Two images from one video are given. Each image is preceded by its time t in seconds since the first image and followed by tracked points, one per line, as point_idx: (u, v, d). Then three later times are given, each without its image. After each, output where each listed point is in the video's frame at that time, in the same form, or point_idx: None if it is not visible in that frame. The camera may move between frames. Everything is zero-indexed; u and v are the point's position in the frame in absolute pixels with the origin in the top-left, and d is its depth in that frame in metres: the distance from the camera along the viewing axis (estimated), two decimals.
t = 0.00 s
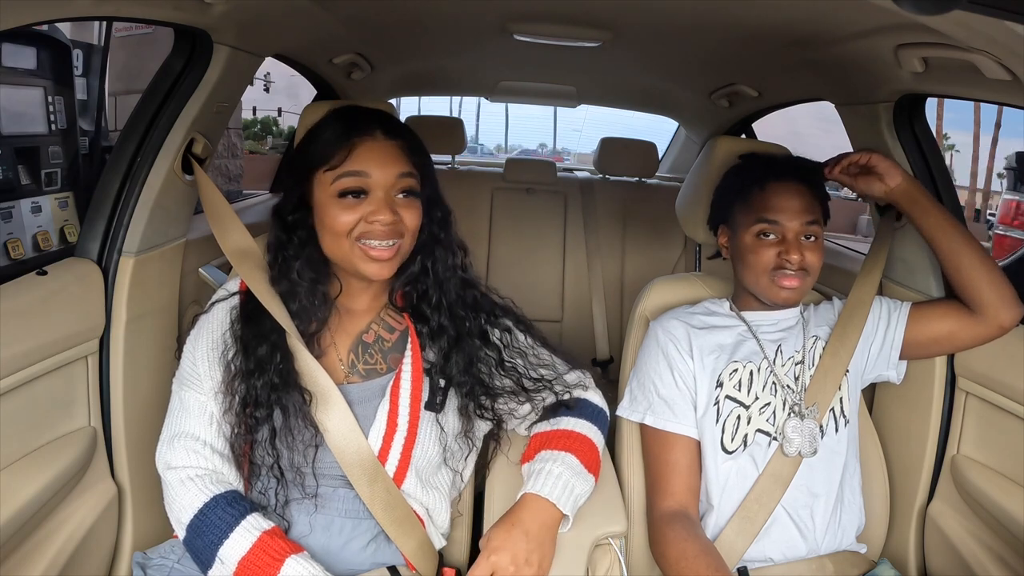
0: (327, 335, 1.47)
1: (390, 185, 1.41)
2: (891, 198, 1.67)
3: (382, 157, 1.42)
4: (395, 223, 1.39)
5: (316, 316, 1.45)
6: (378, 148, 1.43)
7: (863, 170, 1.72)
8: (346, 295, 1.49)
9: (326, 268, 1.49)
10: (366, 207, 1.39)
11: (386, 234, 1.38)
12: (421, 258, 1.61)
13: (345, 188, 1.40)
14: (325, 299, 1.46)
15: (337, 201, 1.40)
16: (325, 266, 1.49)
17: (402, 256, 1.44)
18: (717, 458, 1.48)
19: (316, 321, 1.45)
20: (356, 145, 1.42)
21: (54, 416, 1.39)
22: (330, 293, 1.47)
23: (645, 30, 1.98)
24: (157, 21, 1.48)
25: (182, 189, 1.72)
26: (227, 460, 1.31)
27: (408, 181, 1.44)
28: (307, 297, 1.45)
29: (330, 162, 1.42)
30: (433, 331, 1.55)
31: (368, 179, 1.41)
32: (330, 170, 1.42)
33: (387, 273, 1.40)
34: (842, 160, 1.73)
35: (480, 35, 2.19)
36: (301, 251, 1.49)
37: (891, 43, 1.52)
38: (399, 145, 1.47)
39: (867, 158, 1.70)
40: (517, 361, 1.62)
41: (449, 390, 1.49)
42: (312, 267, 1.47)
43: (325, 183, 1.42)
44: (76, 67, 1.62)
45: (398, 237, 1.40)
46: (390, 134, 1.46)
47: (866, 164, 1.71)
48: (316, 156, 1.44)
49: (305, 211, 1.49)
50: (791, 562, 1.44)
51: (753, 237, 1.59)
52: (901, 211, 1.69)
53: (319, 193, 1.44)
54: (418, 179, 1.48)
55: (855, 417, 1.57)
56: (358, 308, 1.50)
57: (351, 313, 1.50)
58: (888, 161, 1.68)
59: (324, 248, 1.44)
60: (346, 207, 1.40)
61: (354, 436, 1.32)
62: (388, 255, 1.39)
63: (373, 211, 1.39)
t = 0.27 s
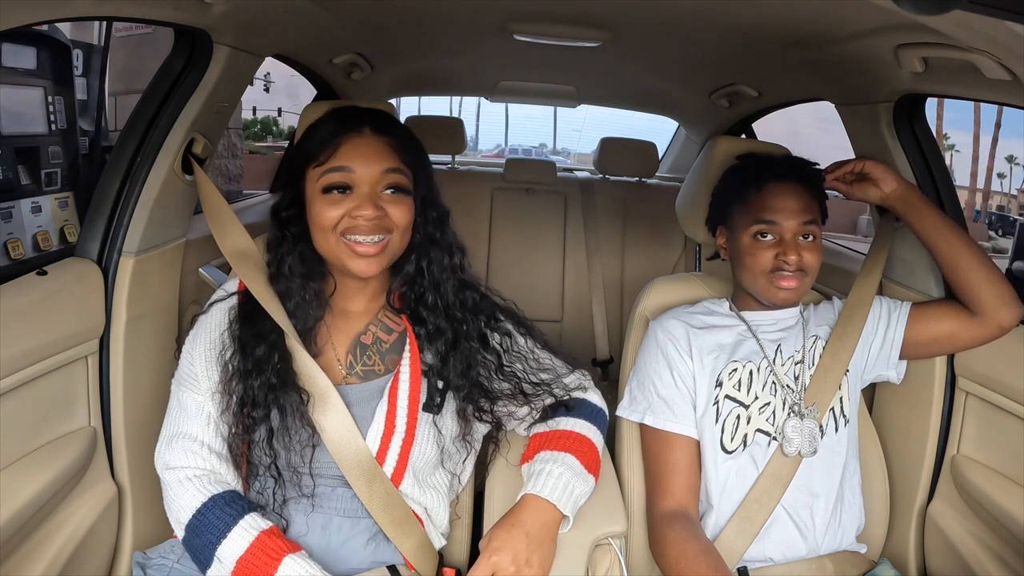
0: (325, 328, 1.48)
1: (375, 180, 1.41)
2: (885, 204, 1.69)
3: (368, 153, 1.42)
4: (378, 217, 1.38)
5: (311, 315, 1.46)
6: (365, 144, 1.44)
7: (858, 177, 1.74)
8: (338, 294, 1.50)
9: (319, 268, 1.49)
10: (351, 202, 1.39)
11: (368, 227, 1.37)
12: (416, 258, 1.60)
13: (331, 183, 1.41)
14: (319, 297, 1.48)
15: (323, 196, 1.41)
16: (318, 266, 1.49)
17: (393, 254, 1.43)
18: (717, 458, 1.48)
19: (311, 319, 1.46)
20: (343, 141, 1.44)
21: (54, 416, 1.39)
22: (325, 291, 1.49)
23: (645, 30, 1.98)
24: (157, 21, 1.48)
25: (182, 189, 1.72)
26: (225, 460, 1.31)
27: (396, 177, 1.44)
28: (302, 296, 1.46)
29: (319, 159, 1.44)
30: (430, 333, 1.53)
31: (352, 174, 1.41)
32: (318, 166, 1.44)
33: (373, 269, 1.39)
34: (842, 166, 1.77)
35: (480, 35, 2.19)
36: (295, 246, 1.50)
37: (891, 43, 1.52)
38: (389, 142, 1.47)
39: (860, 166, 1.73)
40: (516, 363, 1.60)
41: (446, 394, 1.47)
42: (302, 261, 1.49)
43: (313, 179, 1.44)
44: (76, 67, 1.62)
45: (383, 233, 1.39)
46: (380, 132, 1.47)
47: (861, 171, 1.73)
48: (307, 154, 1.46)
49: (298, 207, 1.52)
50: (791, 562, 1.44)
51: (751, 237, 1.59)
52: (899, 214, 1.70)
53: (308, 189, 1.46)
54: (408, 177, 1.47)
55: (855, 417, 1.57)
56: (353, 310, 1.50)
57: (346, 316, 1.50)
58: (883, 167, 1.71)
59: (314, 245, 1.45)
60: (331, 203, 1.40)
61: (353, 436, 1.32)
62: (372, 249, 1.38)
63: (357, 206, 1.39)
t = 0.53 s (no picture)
0: (323, 320, 1.50)
1: (356, 177, 1.41)
2: (890, 197, 1.68)
3: (352, 151, 1.43)
4: (356, 214, 1.38)
5: (301, 311, 1.48)
6: (348, 142, 1.44)
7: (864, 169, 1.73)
8: (335, 293, 1.49)
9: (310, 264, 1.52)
10: (330, 199, 1.39)
11: (346, 225, 1.37)
12: (407, 258, 1.57)
13: (313, 180, 1.42)
14: (311, 290, 1.49)
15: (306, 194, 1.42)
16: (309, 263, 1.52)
17: (376, 254, 1.42)
18: (717, 458, 1.48)
19: (303, 315, 1.48)
20: (327, 139, 1.44)
21: (54, 416, 1.39)
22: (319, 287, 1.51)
23: (645, 30, 1.98)
24: (158, 21, 1.48)
25: (182, 190, 1.72)
26: (224, 459, 1.31)
27: (378, 174, 1.43)
28: (292, 290, 1.48)
29: (308, 156, 1.45)
30: (427, 337, 1.52)
31: (333, 172, 1.41)
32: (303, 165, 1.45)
33: (353, 267, 1.38)
34: (846, 157, 1.74)
35: (480, 35, 2.19)
36: (289, 242, 1.54)
37: (891, 43, 1.52)
38: (373, 139, 1.46)
39: (868, 159, 1.71)
40: (517, 369, 1.60)
41: (444, 398, 1.47)
42: (292, 255, 1.53)
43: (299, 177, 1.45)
44: (76, 68, 1.61)
45: (362, 230, 1.38)
46: (365, 129, 1.47)
47: (867, 164, 1.72)
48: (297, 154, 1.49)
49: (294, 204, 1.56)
50: (791, 562, 1.44)
51: (750, 237, 1.59)
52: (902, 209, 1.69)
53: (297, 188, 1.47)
54: (393, 175, 1.46)
55: (855, 417, 1.57)
56: (351, 311, 1.50)
57: (344, 317, 1.50)
58: (889, 160, 1.69)
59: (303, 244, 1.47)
60: (313, 199, 1.40)
61: (353, 436, 1.32)
62: (351, 247, 1.38)
63: (336, 202, 1.38)
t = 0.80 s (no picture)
0: (322, 319, 1.50)
1: (351, 173, 1.41)
2: (904, 183, 1.67)
3: (349, 147, 1.43)
4: (349, 208, 1.37)
5: (299, 308, 1.48)
6: (344, 139, 1.44)
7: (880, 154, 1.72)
8: (334, 293, 1.49)
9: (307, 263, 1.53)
10: (325, 193, 1.39)
11: (338, 218, 1.36)
12: (403, 258, 1.56)
13: (309, 176, 1.42)
14: (307, 287, 1.50)
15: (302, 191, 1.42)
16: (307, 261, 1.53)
17: (369, 252, 1.41)
18: (717, 457, 1.48)
19: (301, 313, 1.48)
20: (325, 137, 1.45)
21: (54, 417, 1.39)
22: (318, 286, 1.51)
23: (645, 30, 1.98)
24: (158, 21, 1.48)
25: (182, 189, 1.72)
26: (224, 459, 1.32)
27: (373, 171, 1.43)
28: (290, 287, 1.49)
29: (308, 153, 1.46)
30: (427, 338, 1.52)
31: (329, 167, 1.41)
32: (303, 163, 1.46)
33: (344, 262, 1.37)
34: (864, 141, 1.73)
35: (480, 35, 2.19)
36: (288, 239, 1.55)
37: (891, 43, 1.52)
38: (371, 137, 1.47)
39: (883, 144, 1.69)
40: (518, 372, 1.59)
41: (444, 398, 1.47)
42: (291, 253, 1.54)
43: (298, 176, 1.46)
44: (76, 68, 1.61)
45: (353, 225, 1.37)
46: (363, 128, 1.47)
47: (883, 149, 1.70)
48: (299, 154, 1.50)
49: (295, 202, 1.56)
50: (791, 562, 1.44)
51: (749, 235, 1.59)
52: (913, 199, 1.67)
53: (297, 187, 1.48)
54: (389, 173, 1.46)
55: (855, 417, 1.57)
56: (350, 310, 1.50)
57: (344, 316, 1.49)
58: (905, 147, 1.67)
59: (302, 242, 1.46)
60: (308, 194, 1.40)
61: (353, 436, 1.32)
62: (343, 241, 1.36)
63: (329, 196, 1.38)
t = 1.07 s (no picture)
0: (323, 319, 1.50)
1: (370, 175, 1.42)
2: (901, 188, 1.64)
3: (368, 149, 1.43)
4: (368, 210, 1.38)
5: (301, 308, 1.48)
6: (363, 140, 1.45)
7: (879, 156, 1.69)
8: (337, 292, 1.49)
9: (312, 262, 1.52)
10: (344, 194, 1.39)
11: (357, 220, 1.37)
12: (411, 260, 1.56)
13: (327, 175, 1.42)
14: (310, 288, 1.50)
15: (318, 188, 1.42)
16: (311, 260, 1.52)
17: (380, 254, 1.42)
18: (717, 457, 1.48)
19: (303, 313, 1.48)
20: (344, 136, 1.45)
21: (54, 417, 1.39)
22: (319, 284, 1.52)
23: (645, 30, 1.98)
24: (158, 21, 1.48)
25: (182, 189, 1.72)
26: (224, 458, 1.32)
27: (391, 174, 1.43)
28: (293, 287, 1.49)
29: (322, 150, 1.45)
30: (428, 338, 1.53)
31: (348, 167, 1.42)
32: (319, 159, 1.45)
33: (359, 263, 1.38)
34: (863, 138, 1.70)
35: (480, 35, 2.19)
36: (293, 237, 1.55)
37: (891, 43, 1.52)
38: (389, 139, 1.47)
39: (881, 144, 1.66)
40: (518, 372, 1.59)
41: (444, 399, 1.47)
42: (295, 250, 1.53)
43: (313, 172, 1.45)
44: (76, 68, 1.61)
45: (370, 228, 1.38)
46: (381, 129, 1.47)
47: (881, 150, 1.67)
48: (312, 149, 1.48)
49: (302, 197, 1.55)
50: (791, 562, 1.44)
51: (752, 235, 1.59)
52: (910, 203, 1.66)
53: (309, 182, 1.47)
54: (405, 176, 1.47)
55: (855, 417, 1.57)
56: (351, 310, 1.50)
57: (344, 316, 1.49)
58: (904, 150, 1.65)
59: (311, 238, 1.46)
60: (326, 193, 1.40)
61: (353, 436, 1.32)
62: (359, 243, 1.37)
63: (349, 198, 1.38)
